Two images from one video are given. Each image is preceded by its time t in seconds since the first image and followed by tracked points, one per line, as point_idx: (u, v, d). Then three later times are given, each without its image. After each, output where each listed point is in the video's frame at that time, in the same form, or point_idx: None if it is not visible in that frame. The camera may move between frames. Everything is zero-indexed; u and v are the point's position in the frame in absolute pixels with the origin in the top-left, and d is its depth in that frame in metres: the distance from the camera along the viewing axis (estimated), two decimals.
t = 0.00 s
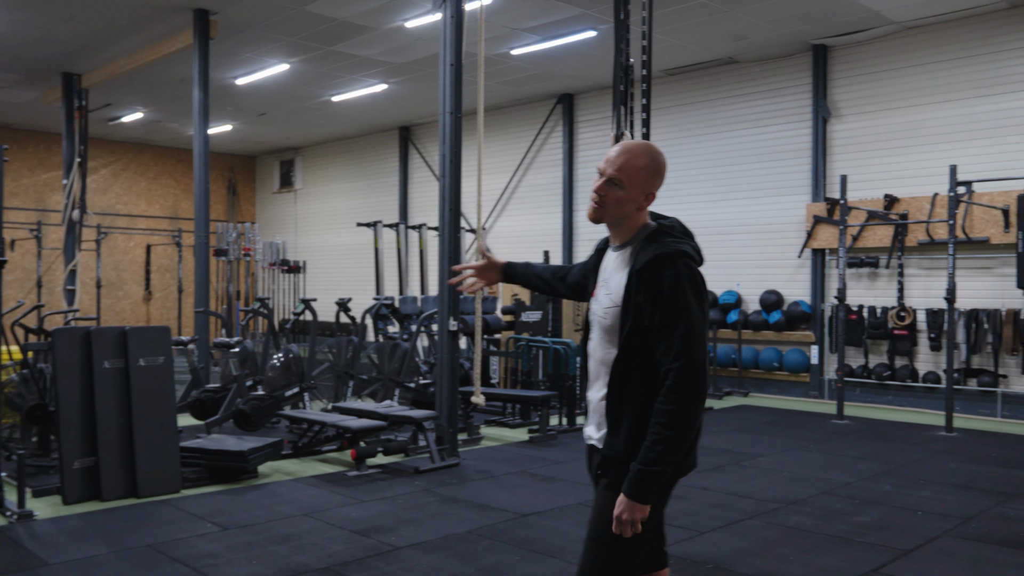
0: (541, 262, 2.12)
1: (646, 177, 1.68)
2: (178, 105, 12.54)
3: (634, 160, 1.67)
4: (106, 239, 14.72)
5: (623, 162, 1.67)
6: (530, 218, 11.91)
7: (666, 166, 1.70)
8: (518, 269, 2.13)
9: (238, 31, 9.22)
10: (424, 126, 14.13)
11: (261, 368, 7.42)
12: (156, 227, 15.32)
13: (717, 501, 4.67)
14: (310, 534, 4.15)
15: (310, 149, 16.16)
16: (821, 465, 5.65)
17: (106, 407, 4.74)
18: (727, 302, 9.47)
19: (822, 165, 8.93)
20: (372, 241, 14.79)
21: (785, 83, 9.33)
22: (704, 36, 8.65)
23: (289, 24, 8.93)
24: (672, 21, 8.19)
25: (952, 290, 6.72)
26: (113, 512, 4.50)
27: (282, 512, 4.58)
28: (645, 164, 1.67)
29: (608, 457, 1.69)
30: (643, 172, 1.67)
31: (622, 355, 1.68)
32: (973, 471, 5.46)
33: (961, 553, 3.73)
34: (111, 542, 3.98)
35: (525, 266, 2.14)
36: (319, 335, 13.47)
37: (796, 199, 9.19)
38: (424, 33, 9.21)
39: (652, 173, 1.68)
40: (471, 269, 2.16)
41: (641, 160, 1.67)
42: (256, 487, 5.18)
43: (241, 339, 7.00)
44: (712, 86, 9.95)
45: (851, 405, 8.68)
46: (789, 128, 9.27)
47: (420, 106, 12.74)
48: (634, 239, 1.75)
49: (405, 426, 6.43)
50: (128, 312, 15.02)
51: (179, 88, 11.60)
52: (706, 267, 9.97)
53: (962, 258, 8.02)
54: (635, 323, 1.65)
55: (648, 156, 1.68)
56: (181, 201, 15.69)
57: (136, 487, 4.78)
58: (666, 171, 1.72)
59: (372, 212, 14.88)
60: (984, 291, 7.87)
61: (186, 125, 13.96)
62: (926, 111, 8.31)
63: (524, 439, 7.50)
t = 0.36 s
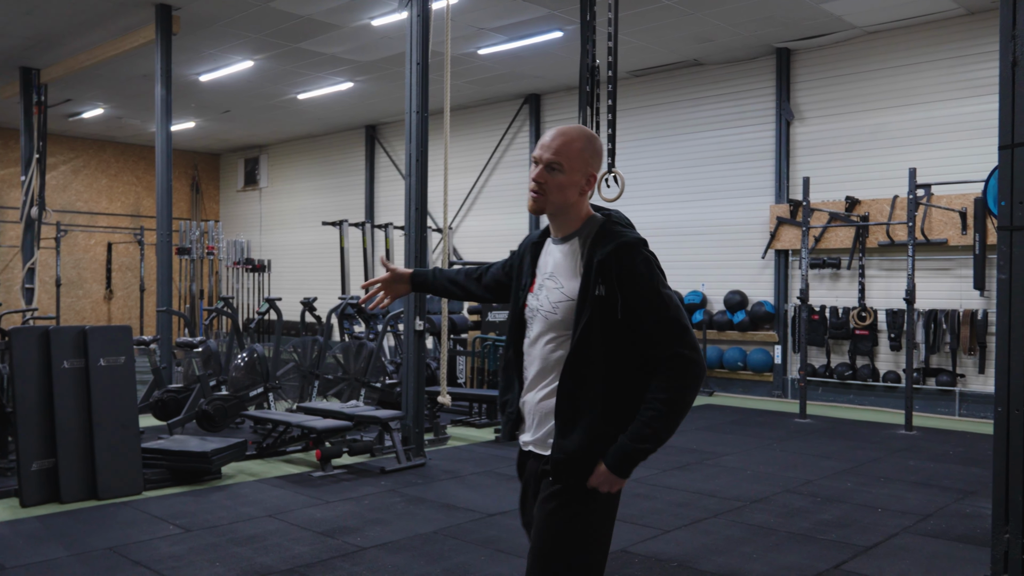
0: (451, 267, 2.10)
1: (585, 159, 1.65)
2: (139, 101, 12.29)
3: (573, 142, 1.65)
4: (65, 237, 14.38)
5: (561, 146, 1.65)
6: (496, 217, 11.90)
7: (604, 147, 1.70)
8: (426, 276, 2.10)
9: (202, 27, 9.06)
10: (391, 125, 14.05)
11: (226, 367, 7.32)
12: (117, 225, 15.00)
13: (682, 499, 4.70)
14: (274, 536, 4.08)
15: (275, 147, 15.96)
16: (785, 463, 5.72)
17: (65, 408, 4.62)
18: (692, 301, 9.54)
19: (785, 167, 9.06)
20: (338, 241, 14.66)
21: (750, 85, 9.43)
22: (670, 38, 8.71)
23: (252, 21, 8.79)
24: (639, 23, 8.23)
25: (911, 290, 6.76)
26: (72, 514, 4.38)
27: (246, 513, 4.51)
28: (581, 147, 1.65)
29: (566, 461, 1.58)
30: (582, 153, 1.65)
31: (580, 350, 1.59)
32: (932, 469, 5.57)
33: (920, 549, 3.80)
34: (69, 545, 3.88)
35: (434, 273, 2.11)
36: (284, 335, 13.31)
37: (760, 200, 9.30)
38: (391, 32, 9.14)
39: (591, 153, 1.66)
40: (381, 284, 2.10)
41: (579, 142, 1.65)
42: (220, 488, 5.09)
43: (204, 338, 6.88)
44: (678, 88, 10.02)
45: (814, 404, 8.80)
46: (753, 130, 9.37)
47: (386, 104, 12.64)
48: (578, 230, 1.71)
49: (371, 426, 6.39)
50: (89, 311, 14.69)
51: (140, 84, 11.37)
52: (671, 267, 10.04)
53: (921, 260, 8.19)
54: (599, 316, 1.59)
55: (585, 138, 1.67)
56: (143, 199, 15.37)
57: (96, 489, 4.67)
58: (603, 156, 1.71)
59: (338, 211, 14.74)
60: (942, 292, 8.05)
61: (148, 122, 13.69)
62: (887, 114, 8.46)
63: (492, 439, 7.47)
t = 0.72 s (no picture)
0: (413, 272, 2.13)
1: (556, 152, 1.64)
2: (127, 99, 12.21)
3: (543, 134, 1.64)
4: (53, 236, 14.29)
5: (531, 138, 1.64)
6: (486, 217, 11.89)
7: (575, 139, 1.69)
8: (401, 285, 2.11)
9: (190, 26, 9.01)
10: (380, 124, 14.01)
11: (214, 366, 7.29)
12: (105, 224, 14.89)
13: (671, 499, 4.71)
14: (262, 536, 4.07)
15: (264, 147, 15.89)
16: (774, 462, 5.74)
17: (52, 409, 4.58)
18: (681, 301, 9.56)
19: (774, 167, 9.09)
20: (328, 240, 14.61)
21: (739, 85, 9.46)
22: (660, 38, 8.73)
23: (241, 20, 8.75)
24: (629, 23, 8.24)
25: (899, 290, 6.79)
26: (59, 515, 4.35)
27: (234, 514, 4.49)
28: (551, 138, 1.64)
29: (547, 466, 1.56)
30: (553, 145, 1.64)
31: (562, 353, 1.57)
32: (919, 468, 5.60)
33: (908, 548, 3.81)
34: (55, 546, 3.84)
35: (398, 279, 2.14)
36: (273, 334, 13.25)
37: (749, 200, 9.33)
38: (381, 31, 9.12)
39: (562, 145, 1.66)
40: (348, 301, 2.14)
41: (549, 134, 1.64)
42: (208, 488, 5.07)
43: (192, 338, 6.85)
44: (667, 88, 10.04)
45: (803, 403, 8.83)
46: (742, 130, 9.39)
47: (375, 103, 12.62)
48: (553, 226, 1.69)
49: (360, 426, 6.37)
50: (76, 311, 14.60)
51: (128, 82, 11.29)
52: (661, 267, 10.05)
53: (909, 260, 8.24)
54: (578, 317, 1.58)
55: (555, 129, 1.66)
56: (132, 198, 15.27)
57: (84, 490, 4.63)
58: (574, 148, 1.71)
59: (327, 211, 14.70)
60: (929, 292, 8.10)
61: (136, 121, 13.61)
62: (875, 115, 8.50)
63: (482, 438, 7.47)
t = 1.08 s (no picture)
0: (380, 273, 2.12)
1: (518, 154, 1.62)
2: (122, 101, 12.18)
3: (504, 138, 1.62)
4: (49, 238, 14.25)
5: (492, 141, 1.62)
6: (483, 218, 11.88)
7: (539, 141, 1.66)
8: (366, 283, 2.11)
9: (186, 27, 9.00)
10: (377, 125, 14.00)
11: (211, 368, 7.29)
12: (102, 225, 14.86)
13: (669, 499, 4.70)
14: (260, 538, 4.06)
15: (261, 148, 15.87)
16: (770, 463, 5.74)
17: (48, 411, 4.56)
18: (678, 302, 9.57)
19: (771, 167, 9.10)
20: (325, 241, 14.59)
21: (736, 85, 9.47)
22: (656, 39, 8.73)
23: (237, 21, 8.74)
24: (625, 24, 8.24)
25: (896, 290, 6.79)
26: (55, 517, 4.33)
27: (232, 516, 4.48)
28: (512, 140, 1.62)
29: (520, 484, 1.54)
30: (514, 147, 1.62)
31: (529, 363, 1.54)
32: (915, 467, 5.62)
33: (905, 548, 3.82)
34: (51, 549, 3.82)
35: (366, 279, 2.13)
36: (270, 336, 13.23)
37: (746, 201, 9.34)
38: (376, 32, 9.11)
39: (525, 147, 1.63)
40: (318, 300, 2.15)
41: (510, 136, 1.62)
42: (206, 490, 5.05)
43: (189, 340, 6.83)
44: (663, 89, 10.04)
45: (800, 403, 8.83)
46: (739, 130, 9.40)
47: (372, 104, 12.60)
48: (523, 229, 1.66)
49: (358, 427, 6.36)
50: (73, 312, 14.56)
51: (124, 84, 11.27)
52: (658, 267, 10.05)
53: (905, 260, 8.25)
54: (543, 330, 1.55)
55: (517, 132, 1.64)
56: (128, 199, 15.23)
57: (81, 492, 4.62)
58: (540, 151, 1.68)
59: (324, 211, 14.67)
60: (926, 291, 8.11)
61: (132, 122, 13.59)
62: (870, 115, 8.52)
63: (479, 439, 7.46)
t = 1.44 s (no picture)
0: (338, 278, 2.10)
1: (463, 150, 1.62)
2: (122, 100, 12.18)
3: (451, 135, 1.62)
4: (47, 237, 14.25)
5: (439, 139, 1.62)
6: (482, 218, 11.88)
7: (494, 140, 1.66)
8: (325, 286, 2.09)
9: (185, 27, 9.01)
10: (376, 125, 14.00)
11: (210, 368, 7.28)
12: (100, 225, 14.85)
13: (667, 500, 4.71)
14: (259, 538, 4.06)
15: (259, 147, 15.87)
16: (768, 464, 5.75)
17: (47, 411, 4.57)
18: (676, 302, 9.58)
19: (769, 169, 9.11)
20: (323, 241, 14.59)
21: (734, 87, 9.48)
22: (655, 40, 8.75)
23: (236, 20, 8.74)
24: (624, 25, 8.25)
25: (893, 291, 6.81)
26: (54, 517, 4.34)
27: (230, 516, 4.48)
28: (458, 136, 1.62)
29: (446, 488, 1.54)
30: (463, 145, 1.62)
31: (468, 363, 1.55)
32: (912, 468, 5.63)
33: (902, 549, 3.82)
34: (50, 549, 3.83)
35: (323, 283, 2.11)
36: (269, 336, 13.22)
37: (744, 201, 9.35)
38: (375, 32, 9.11)
39: (475, 145, 1.63)
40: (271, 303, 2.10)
41: (461, 134, 1.62)
42: (205, 490, 5.06)
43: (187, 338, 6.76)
44: (663, 89, 10.05)
45: (798, 404, 8.83)
46: (738, 131, 9.41)
47: (371, 104, 12.60)
48: (478, 225, 1.67)
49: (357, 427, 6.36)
50: (71, 311, 14.57)
51: (122, 83, 11.27)
52: (657, 268, 10.05)
53: (903, 261, 8.25)
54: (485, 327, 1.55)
55: (469, 129, 1.63)
56: (126, 198, 15.22)
57: (80, 492, 4.62)
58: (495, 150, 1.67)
59: (323, 211, 14.68)
60: (923, 293, 8.13)
61: (131, 121, 13.58)
62: (869, 117, 8.53)
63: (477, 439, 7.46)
